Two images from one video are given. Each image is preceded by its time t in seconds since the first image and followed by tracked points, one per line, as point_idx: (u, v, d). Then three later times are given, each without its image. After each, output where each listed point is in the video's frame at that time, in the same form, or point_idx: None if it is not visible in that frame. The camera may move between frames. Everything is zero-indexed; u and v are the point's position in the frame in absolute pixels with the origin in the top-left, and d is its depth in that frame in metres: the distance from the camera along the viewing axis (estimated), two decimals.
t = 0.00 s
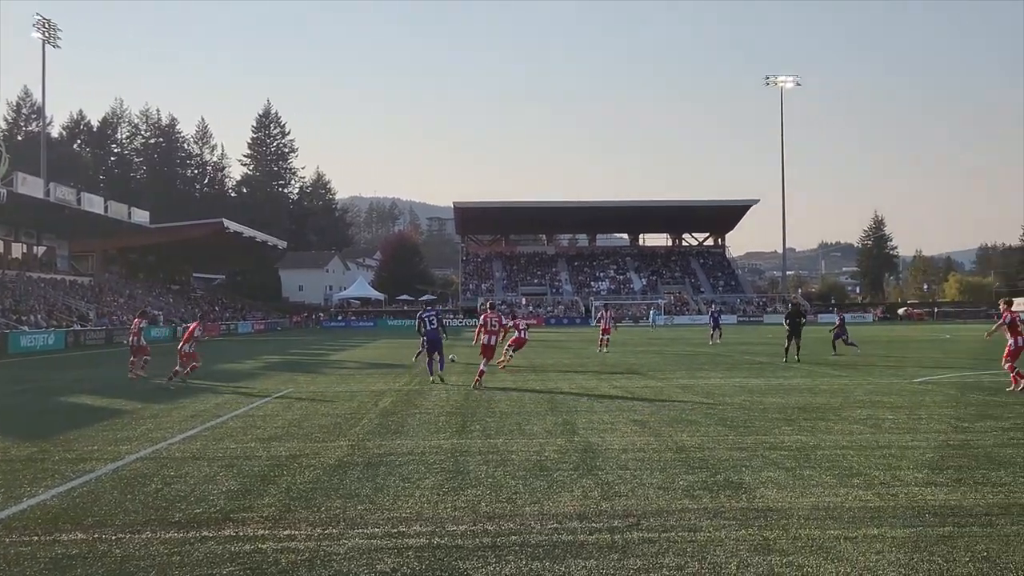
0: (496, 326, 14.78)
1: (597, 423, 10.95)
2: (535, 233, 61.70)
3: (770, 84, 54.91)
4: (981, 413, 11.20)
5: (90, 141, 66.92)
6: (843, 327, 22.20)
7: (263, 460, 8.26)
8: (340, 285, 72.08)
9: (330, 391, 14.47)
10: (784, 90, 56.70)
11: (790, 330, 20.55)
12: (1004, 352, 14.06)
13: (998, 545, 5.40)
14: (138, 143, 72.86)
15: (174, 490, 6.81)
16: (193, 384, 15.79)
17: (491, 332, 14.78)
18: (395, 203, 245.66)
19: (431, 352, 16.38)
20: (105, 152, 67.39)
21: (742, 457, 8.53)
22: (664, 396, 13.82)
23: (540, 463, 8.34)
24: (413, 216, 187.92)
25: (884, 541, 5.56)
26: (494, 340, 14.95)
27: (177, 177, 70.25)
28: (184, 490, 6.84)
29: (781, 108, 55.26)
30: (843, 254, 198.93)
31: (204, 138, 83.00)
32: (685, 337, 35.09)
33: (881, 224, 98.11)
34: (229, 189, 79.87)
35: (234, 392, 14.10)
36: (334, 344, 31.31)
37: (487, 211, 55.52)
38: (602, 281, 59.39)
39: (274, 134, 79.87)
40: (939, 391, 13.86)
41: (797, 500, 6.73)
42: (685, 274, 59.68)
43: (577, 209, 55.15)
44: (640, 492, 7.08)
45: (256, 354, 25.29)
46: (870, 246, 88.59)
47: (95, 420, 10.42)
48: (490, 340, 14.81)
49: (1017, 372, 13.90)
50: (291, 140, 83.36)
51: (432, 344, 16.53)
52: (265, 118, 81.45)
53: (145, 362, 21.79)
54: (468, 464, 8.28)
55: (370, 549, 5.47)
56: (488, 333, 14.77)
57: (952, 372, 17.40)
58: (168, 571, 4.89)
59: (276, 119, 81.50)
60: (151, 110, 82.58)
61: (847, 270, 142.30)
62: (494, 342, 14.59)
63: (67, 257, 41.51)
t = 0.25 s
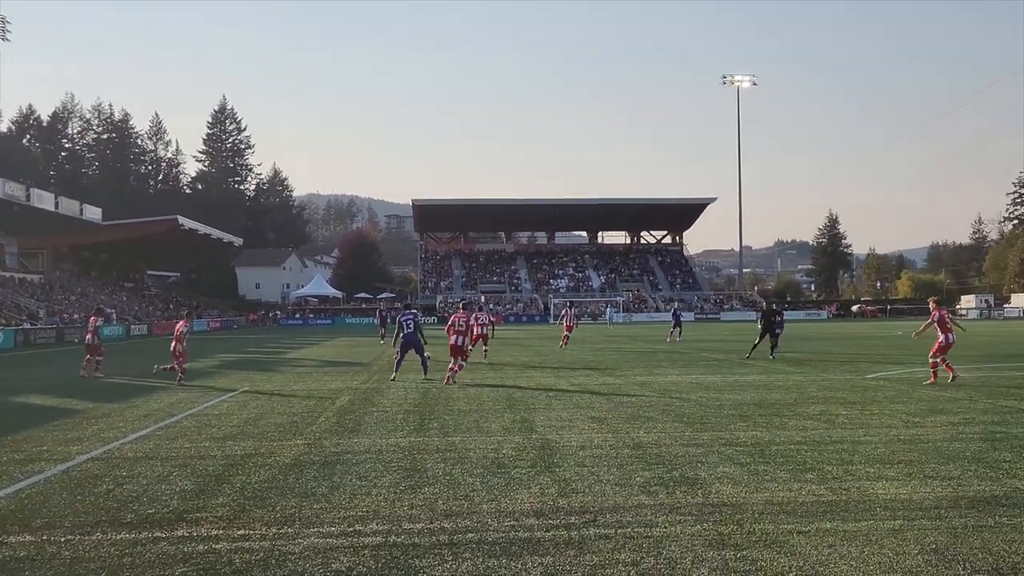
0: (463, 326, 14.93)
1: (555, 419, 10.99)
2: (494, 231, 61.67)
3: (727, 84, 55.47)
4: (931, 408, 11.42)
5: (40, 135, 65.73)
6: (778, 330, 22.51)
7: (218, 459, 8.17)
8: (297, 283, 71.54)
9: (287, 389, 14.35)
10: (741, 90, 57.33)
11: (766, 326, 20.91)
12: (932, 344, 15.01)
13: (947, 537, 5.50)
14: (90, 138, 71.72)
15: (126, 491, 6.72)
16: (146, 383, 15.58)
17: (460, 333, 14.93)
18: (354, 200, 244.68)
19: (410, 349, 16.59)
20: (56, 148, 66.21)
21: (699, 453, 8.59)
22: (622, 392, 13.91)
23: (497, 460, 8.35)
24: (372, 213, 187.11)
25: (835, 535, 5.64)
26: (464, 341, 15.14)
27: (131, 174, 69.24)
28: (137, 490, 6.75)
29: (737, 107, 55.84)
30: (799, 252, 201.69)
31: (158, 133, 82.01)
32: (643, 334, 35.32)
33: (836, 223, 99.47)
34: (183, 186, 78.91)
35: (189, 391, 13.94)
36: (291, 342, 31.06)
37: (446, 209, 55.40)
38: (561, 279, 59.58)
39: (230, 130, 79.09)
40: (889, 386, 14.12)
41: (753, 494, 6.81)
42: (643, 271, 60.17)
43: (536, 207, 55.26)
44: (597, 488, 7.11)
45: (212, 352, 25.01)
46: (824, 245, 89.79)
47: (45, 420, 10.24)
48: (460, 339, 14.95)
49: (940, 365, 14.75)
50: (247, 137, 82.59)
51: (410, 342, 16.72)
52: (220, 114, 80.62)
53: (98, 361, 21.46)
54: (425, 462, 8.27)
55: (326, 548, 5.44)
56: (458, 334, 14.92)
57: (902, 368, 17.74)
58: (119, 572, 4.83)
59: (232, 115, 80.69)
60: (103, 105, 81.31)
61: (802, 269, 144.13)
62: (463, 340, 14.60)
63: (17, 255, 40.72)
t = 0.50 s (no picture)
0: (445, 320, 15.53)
1: (518, 416, 11.00)
2: (458, 228, 61.57)
3: (690, 82, 55.79)
4: (888, 403, 11.59)
5: None
6: (722, 325, 22.80)
7: (178, 458, 8.08)
8: (260, 279, 70.99)
9: (250, 387, 14.24)
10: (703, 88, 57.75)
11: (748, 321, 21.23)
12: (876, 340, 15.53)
13: (903, 530, 5.58)
14: (48, 132, 70.63)
15: (84, 490, 6.63)
16: (104, 381, 15.37)
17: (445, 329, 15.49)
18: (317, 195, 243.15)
19: (392, 348, 16.75)
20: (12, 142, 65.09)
21: (661, 449, 8.65)
22: (585, 389, 13.98)
23: (461, 457, 8.35)
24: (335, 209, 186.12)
25: (796, 529, 5.70)
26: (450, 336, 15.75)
27: (89, 169, 68.30)
28: (94, 489, 6.65)
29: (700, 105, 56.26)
30: (760, 249, 203.64)
31: (117, 128, 80.99)
32: (606, 331, 35.48)
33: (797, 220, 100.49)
34: (143, 181, 77.97)
35: (149, 390, 13.77)
36: (253, 339, 30.82)
37: (410, 205, 55.19)
38: (525, 275, 59.68)
39: (191, 125, 78.29)
40: (848, 382, 14.30)
41: (713, 489, 6.87)
42: (607, 268, 60.53)
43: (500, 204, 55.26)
44: (559, 484, 7.13)
45: (172, 349, 24.76)
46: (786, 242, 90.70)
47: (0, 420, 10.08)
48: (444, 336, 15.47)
49: (886, 360, 15.26)
50: (208, 132, 81.83)
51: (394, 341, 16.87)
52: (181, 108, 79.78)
53: (55, 359, 21.15)
54: (388, 459, 8.24)
55: (288, 547, 5.40)
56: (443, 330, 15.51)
57: (860, 364, 17.98)
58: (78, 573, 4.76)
59: (192, 110, 79.89)
60: (61, 99, 80.10)
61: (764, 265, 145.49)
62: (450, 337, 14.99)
63: None
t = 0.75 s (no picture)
0: (440, 315, 15.87)
1: (487, 414, 10.98)
2: (426, 225, 61.39)
3: (658, 81, 55.88)
4: (852, 400, 11.71)
5: None
6: (680, 321, 22.94)
7: (142, 458, 8.00)
8: (226, 277, 70.42)
9: (217, 386, 14.10)
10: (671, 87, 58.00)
11: (737, 319, 21.17)
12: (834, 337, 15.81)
13: (866, 525, 5.65)
14: (9, 128, 69.57)
15: (45, 490, 6.54)
16: (67, 380, 15.16)
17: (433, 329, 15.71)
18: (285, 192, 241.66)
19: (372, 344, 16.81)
20: None
21: (628, 447, 8.67)
22: (554, 387, 13.99)
23: (429, 455, 8.33)
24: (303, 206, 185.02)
25: (761, 526, 5.74)
26: (439, 335, 16.09)
27: (52, 165, 67.38)
28: (56, 490, 6.56)
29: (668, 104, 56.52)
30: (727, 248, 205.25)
31: (81, 124, 80.03)
32: (574, 329, 35.53)
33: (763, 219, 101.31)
34: (107, 177, 77.06)
35: (113, 389, 13.58)
36: (220, 337, 30.54)
37: (378, 203, 54.95)
38: (493, 273, 59.68)
39: (156, 121, 77.48)
40: (813, 379, 14.43)
41: (680, 486, 6.91)
42: (576, 267, 60.74)
43: (469, 202, 55.18)
44: (527, 482, 7.13)
45: (137, 348, 24.46)
46: (752, 240, 91.43)
47: None
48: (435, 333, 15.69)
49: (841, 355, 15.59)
50: (173, 128, 81.04)
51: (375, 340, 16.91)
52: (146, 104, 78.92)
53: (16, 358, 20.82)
54: (355, 458, 8.20)
55: (253, 547, 5.36)
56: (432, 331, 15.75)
57: (824, 361, 18.17)
58: None
59: (157, 106, 79.05)
60: (22, 94, 78.94)
61: (730, 263, 146.54)
62: (442, 330, 15.16)
63: None
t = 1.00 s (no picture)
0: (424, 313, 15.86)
1: (450, 412, 10.95)
2: (390, 222, 61.13)
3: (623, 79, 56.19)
4: (813, 398, 11.84)
5: None
6: (641, 320, 23.00)
7: (99, 455, 7.88)
8: (187, 272, 69.66)
9: (178, 382, 13.95)
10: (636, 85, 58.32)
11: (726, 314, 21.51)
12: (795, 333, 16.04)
13: (825, 522, 5.71)
14: None
15: None
16: (23, 377, 14.90)
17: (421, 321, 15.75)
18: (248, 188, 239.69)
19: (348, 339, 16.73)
20: None
21: (590, 444, 8.70)
22: (517, 384, 14.00)
23: (391, 453, 8.29)
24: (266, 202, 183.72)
25: (721, 522, 5.79)
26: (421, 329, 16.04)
27: (9, 157, 66.26)
28: (11, 488, 6.45)
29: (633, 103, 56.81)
30: (691, 247, 206.95)
31: (39, 116, 78.82)
32: (539, 326, 35.53)
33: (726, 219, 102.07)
34: (65, 171, 75.95)
35: (70, 385, 13.37)
36: (180, 334, 30.20)
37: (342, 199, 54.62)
38: (458, 271, 59.62)
39: (116, 114, 76.49)
40: (774, 377, 14.57)
41: (642, 483, 6.94)
42: (540, 264, 60.92)
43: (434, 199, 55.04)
44: (490, 480, 7.13)
45: (96, 344, 24.14)
46: (716, 239, 92.08)
47: None
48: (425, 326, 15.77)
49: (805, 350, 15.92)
50: (133, 122, 80.06)
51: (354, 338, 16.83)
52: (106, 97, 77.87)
53: None
54: (316, 455, 8.16)
55: (212, 545, 5.30)
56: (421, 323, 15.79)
57: (785, 359, 18.35)
58: None
59: (117, 98, 78.05)
60: None
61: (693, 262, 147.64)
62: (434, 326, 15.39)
63: None
